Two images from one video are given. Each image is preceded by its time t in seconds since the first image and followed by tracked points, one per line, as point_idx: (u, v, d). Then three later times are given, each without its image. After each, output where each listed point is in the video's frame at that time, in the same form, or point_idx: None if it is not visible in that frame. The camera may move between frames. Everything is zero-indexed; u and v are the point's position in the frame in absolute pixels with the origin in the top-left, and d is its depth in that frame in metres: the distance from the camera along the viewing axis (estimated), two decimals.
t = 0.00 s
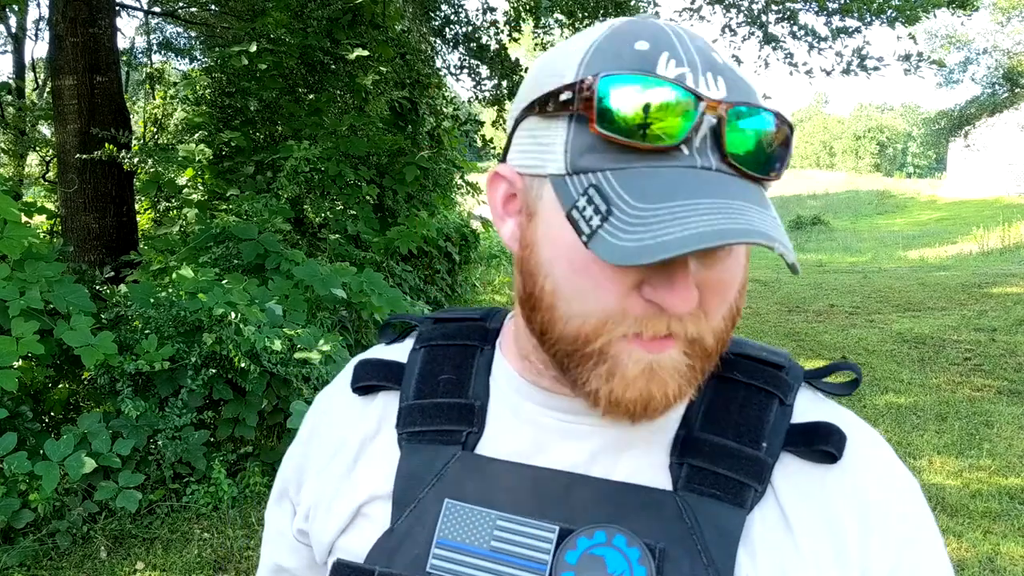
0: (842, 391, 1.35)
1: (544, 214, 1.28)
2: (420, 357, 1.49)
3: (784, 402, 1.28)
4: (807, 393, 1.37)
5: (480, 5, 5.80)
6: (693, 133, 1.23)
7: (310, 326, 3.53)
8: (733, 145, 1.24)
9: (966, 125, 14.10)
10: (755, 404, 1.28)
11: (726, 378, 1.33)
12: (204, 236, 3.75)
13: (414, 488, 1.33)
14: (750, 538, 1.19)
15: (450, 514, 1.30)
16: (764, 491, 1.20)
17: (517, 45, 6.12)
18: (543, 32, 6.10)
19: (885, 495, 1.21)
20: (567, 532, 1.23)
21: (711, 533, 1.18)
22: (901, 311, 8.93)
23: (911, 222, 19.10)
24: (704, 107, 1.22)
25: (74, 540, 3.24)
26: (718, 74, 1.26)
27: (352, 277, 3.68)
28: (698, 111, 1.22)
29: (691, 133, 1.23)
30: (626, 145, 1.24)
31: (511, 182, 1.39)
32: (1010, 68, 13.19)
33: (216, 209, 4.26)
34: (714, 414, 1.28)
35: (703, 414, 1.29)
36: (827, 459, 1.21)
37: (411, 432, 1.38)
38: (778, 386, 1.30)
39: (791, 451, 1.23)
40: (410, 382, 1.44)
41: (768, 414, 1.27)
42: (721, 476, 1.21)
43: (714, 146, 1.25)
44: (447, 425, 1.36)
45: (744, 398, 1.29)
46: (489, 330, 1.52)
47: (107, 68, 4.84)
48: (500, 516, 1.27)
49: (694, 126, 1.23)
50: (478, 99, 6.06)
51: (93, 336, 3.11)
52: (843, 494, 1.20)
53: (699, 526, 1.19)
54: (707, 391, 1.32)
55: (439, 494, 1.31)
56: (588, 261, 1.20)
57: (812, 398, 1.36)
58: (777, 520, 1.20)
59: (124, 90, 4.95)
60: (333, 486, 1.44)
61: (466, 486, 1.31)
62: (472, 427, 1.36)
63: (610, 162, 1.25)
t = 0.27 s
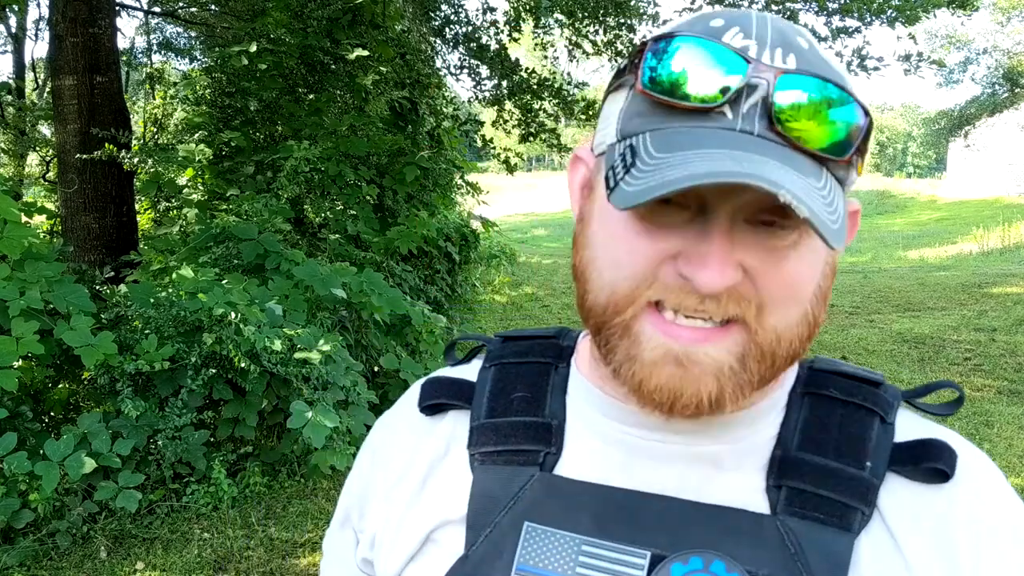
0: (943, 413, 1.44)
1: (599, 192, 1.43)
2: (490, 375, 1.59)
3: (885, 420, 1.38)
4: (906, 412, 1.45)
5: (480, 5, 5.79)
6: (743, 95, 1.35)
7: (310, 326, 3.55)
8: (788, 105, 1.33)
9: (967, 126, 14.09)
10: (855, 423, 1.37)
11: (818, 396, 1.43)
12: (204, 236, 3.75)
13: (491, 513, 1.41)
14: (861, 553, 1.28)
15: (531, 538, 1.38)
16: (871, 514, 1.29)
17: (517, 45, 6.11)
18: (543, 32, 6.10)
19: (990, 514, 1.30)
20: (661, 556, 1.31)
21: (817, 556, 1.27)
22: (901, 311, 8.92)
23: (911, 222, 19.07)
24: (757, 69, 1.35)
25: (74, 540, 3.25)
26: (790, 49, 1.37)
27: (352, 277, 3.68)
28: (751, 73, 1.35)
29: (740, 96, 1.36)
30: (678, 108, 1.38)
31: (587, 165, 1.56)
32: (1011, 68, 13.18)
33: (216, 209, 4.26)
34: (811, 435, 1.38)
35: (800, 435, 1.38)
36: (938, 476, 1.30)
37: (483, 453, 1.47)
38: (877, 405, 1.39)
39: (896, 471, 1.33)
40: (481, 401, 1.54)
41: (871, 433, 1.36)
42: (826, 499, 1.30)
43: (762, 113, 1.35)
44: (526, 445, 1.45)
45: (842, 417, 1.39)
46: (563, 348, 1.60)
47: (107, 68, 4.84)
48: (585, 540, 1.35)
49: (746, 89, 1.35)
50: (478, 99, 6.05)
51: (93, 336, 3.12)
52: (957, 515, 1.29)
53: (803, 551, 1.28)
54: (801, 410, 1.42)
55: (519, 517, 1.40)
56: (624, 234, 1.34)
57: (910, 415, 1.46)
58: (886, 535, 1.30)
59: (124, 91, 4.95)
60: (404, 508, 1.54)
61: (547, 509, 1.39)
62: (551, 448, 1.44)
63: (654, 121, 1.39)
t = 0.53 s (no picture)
0: None
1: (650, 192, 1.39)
2: (548, 393, 1.53)
3: (969, 439, 1.32)
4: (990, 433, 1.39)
5: (479, 5, 5.80)
6: (780, 57, 1.33)
7: (310, 326, 3.55)
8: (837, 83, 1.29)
9: (967, 126, 14.09)
10: (938, 442, 1.32)
11: (896, 414, 1.38)
12: (205, 236, 3.75)
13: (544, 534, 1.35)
14: None
15: (593, 561, 1.32)
16: (955, 538, 1.24)
17: (517, 45, 6.11)
18: (543, 32, 6.10)
19: None
20: None
21: None
22: (900, 311, 8.92)
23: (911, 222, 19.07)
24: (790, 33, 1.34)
25: (74, 540, 3.24)
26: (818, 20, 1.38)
27: (352, 277, 3.67)
28: (786, 36, 1.33)
29: (778, 59, 1.33)
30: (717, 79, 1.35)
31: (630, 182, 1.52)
32: (1010, 68, 13.18)
33: (216, 209, 4.26)
34: (891, 454, 1.33)
35: (877, 454, 1.33)
36: None
37: (543, 472, 1.41)
38: (961, 422, 1.34)
39: (982, 493, 1.28)
40: (538, 419, 1.49)
41: (954, 453, 1.31)
42: (906, 522, 1.25)
43: (806, 70, 1.31)
44: (584, 464, 1.39)
45: (923, 436, 1.34)
46: (622, 365, 1.56)
47: (107, 68, 4.84)
48: (650, 564, 1.30)
49: (782, 52, 1.33)
50: (477, 99, 6.05)
51: (93, 336, 3.11)
52: None
53: None
54: (879, 428, 1.37)
55: (578, 540, 1.34)
56: (690, 222, 1.30)
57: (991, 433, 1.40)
58: (972, 559, 1.24)
59: (124, 91, 4.95)
60: (456, 530, 1.47)
61: (612, 532, 1.33)
62: (612, 467, 1.39)
63: (698, 98, 1.35)
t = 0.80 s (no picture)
0: None
1: (630, 220, 1.40)
2: (577, 402, 1.49)
3: (1017, 455, 1.23)
4: None
5: (479, 5, 5.80)
6: (720, 69, 1.30)
7: (309, 326, 3.56)
8: (804, 88, 1.25)
9: (967, 126, 14.09)
10: (983, 459, 1.24)
11: (942, 427, 1.29)
12: (205, 236, 3.75)
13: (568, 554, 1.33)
14: None
15: None
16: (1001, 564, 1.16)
17: (517, 45, 6.11)
18: (543, 32, 6.09)
19: None
20: None
21: None
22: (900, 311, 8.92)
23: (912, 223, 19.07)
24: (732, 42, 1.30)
25: (74, 540, 3.25)
26: (770, 16, 1.32)
27: (352, 277, 3.67)
28: (723, 47, 1.30)
29: (718, 71, 1.30)
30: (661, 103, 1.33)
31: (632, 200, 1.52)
32: (1011, 68, 13.17)
33: (216, 209, 4.26)
34: (934, 472, 1.24)
35: (920, 472, 1.25)
36: None
37: (571, 489, 1.38)
38: (1009, 437, 1.25)
39: None
40: (567, 431, 1.45)
41: (1001, 471, 1.22)
42: (949, 547, 1.17)
43: (743, 84, 1.28)
44: (614, 481, 1.37)
45: (969, 451, 1.25)
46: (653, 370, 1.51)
47: (107, 68, 4.84)
48: None
49: (723, 63, 1.30)
50: (477, 99, 6.05)
51: (92, 336, 3.12)
52: None
53: None
54: (920, 443, 1.28)
55: (605, 560, 1.31)
56: (655, 245, 1.30)
57: None
58: None
59: (124, 91, 4.95)
60: (484, 544, 1.46)
61: (636, 552, 1.30)
62: (642, 484, 1.36)
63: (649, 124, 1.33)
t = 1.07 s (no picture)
0: None
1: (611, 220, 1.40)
2: (548, 401, 1.50)
3: (978, 451, 1.23)
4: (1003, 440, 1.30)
5: (479, 5, 5.80)
6: (717, 74, 1.31)
7: (309, 326, 3.56)
8: (793, 93, 1.27)
9: (966, 126, 14.11)
10: (943, 454, 1.24)
11: (904, 424, 1.30)
12: (204, 236, 3.75)
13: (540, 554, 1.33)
14: None
15: None
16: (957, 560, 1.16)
17: (517, 45, 6.11)
18: (543, 32, 6.09)
19: None
20: None
21: None
22: (900, 311, 8.92)
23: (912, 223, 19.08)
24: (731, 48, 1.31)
25: (74, 540, 3.24)
26: (765, 23, 1.34)
27: (352, 277, 3.67)
28: (721, 52, 1.30)
29: (715, 77, 1.31)
30: (657, 107, 1.34)
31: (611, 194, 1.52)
32: (1010, 68, 13.19)
33: (216, 209, 4.26)
34: (894, 469, 1.25)
35: (881, 469, 1.26)
36: None
37: (542, 487, 1.38)
38: (970, 434, 1.25)
39: (988, 510, 1.19)
40: (538, 430, 1.46)
41: (960, 467, 1.22)
42: (906, 543, 1.17)
43: (742, 90, 1.29)
44: (583, 479, 1.37)
45: (930, 448, 1.25)
46: (622, 370, 1.53)
47: (107, 68, 4.84)
48: None
49: (720, 68, 1.31)
50: (477, 99, 6.05)
51: (92, 336, 3.11)
52: None
53: None
54: (883, 440, 1.29)
55: (574, 559, 1.31)
56: (641, 247, 1.30)
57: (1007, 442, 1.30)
58: None
59: (124, 91, 4.95)
60: (457, 543, 1.46)
61: (612, 551, 1.30)
62: (610, 483, 1.36)
63: (641, 127, 1.36)
